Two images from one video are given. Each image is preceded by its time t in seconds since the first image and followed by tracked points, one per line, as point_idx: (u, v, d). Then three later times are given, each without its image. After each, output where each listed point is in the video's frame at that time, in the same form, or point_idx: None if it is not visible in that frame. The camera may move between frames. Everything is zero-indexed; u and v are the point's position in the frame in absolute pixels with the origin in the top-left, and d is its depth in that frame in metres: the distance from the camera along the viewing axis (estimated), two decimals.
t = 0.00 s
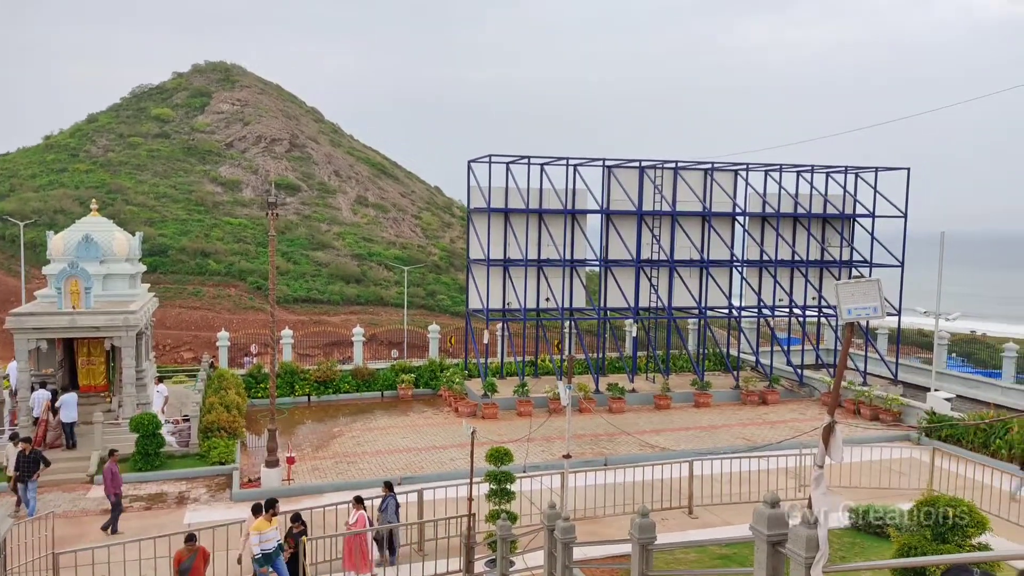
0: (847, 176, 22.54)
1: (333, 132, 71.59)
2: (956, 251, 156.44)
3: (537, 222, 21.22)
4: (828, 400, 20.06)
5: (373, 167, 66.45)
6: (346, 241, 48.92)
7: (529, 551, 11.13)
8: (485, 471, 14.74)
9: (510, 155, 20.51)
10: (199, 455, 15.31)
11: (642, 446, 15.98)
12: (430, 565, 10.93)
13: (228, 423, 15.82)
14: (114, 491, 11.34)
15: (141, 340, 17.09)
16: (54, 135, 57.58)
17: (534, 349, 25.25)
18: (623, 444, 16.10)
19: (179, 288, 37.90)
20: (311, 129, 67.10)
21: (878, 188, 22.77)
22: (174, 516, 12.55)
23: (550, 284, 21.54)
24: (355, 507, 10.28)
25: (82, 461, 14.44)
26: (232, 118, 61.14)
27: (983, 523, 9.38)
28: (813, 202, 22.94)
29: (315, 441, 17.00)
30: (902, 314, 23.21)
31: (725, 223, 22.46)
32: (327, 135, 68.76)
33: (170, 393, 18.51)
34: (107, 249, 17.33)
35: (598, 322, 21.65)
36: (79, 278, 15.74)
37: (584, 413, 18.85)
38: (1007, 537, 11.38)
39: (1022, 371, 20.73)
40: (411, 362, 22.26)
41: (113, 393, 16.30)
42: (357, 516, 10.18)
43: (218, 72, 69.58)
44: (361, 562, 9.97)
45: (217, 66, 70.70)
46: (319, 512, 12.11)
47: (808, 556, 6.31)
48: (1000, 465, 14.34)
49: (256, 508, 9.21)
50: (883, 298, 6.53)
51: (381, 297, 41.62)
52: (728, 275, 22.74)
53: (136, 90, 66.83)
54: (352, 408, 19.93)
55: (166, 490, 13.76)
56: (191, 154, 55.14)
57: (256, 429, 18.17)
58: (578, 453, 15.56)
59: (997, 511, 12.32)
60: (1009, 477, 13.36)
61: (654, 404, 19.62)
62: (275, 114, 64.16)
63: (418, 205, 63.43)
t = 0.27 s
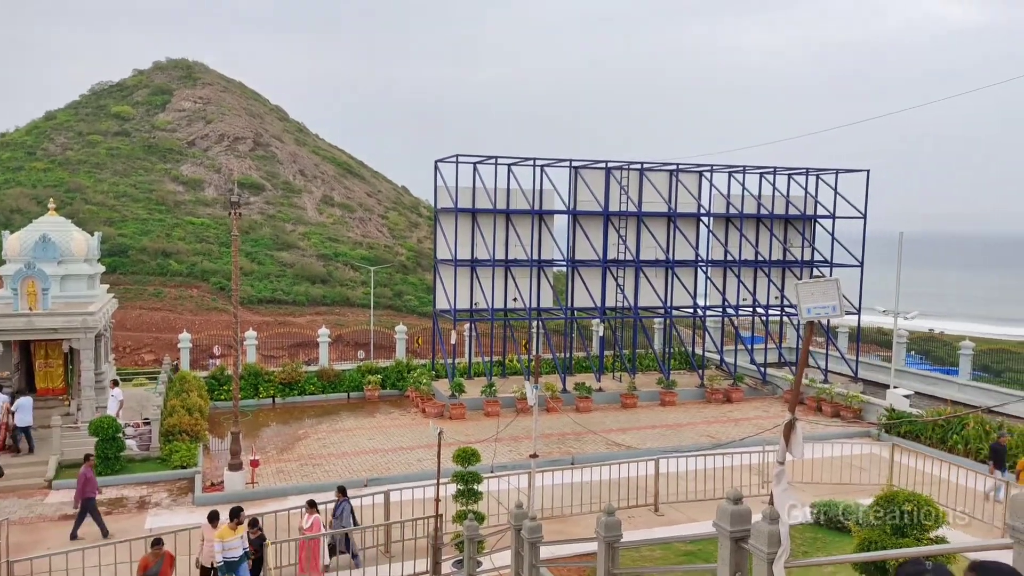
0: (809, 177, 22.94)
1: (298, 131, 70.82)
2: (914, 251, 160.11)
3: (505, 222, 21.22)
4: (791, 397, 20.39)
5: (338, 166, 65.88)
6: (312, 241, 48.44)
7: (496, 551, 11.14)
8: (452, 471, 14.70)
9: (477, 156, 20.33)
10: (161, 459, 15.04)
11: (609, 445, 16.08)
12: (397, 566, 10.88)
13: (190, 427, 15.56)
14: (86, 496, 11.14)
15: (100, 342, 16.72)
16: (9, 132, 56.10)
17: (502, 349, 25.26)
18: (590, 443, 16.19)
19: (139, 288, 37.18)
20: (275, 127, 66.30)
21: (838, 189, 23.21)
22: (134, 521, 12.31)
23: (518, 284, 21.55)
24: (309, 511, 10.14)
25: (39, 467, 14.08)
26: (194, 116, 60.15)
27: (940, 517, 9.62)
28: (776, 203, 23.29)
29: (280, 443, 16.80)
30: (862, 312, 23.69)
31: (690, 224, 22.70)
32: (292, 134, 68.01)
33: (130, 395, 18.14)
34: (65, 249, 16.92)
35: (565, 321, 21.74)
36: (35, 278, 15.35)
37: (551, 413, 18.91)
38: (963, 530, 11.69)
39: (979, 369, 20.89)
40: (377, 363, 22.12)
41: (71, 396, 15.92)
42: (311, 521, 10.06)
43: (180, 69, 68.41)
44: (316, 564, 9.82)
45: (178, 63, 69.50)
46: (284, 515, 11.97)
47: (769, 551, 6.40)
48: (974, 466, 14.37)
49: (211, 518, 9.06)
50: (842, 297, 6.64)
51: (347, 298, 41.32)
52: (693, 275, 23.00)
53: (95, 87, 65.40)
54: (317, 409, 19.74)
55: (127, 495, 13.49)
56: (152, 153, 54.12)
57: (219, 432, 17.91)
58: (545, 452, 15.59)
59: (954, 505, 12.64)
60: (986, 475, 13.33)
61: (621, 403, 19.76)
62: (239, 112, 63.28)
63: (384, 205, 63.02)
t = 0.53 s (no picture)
0: (770, 178, 23.27)
1: (261, 132, 69.94)
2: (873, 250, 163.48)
3: (471, 224, 21.17)
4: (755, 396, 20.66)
5: (302, 168, 65.19)
6: (276, 244, 47.87)
7: (465, 554, 11.10)
8: (420, 475, 14.63)
9: (443, 157, 20.10)
10: (121, 468, 14.72)
11: (577, 445, 16.13)
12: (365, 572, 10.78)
13: (151, 434, 15.25)
14: (64, 505, 11.03)
15: (57, 349, 16.32)
16: None
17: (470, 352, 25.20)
18: (558, 444, 16.23)
19: (98, 294, 36.39)
20: (237, 129, 65.39)
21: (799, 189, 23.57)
22: (94, 532, 12.02)
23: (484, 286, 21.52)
24: (262, 520, 9.85)
25: None
26: (154, 118, 59.07)
27: (900, 511, 9.80)
28: (738, 203, 23.60)
29: (244, 450, 16.55)
30: (823, 311, 24.10)
31: (655, 224, 22.90)
32: (255, 136, 67.15)
33: (89, 403, 17.73)
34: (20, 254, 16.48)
35: (532, 323, 21.76)
36: None
37: (519, 414, 18.91)
38: (923, 524, 11.95)
39: (937, 365, 21.38)
40: (343, 367, 21.92)
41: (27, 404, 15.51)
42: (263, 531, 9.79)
43: (138, 70, 67.14)
44: None
45: (136, 64, 68.21)
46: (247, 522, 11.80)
47: (734, 549, 6.46)
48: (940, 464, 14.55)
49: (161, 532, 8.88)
50: (802, 296, 6.70)
51: (312, 301, 40.92)
52: (658, 275, 23.21)
53: (49, 88, 63.86)
54: (282, 415, 19.49)
55: (86, 506, 13.17)
56: (110, 155, 53.01)
57: (182, 439, 17.59)
58: (512, 454, 15.59)
59: (914, 499, 12.92)
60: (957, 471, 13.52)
61: (588, 404, 19.84)
62: (200, 114, 62.29)
63: (349, 207, 62.50)
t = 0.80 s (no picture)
0: (732, 183, 23.61)
1: (222, 131, 68.89)
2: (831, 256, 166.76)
3: (436, 226, 21.09)
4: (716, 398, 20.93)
5: (264, 168, 64.34)
6: (237, 245, 47.16)
7: (427, 557, 11.03)
8: (382, 479, 14.50)
9: (408, 158, 19.97)
10: (75, 472, 14.35)
11: (540, 448, 16.16)
12: None
13: (106, 438, 14.88)
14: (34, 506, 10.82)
15: (9, 350, 15.85)
16: None
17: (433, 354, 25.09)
18: (522, 446, 16.24)
19: (52, 294, 35.46)
20: (199, 127, 64.31)
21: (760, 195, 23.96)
22: (44, 538, 11.68)
23: (449, 288, 21.44)
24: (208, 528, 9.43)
25: None
26: (112, 115, 57.81)
27: (856, 512, 9.99)
28: (701, 208, 23.87)
29: (202, 454, 16.26)
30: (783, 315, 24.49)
31: (619, 228, 23.06)
32: (216, 134, 66.11)
33: (42, 406, 17.25)
34: None
35: (497, 325, 21.74)
36: None
37: (483, 417, 18.87)
38: (877, 524, 12.21)
39: (892, 368, 21.86)
40: (305, 369, 21.66)
41: None
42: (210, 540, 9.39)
43: (96, 67, 65.69)
44: None
45: (94, 60, 66.72)
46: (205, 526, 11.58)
47: (693, 550, 6.53)
48: (907, 468, 14.70)
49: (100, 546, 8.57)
50: (761, 300, 6.85)
51: (274, 303, 40.42)
52: (622, 278, 23.39)
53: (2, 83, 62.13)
54: (241, 418, 19.18)
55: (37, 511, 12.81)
56: (66, 152, 51.73)
57: (138, 443, 17.21)
58: (475, 457, 15.55)
59: (869, 500, 13.19)
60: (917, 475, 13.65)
61: (552, 406, 19.89)
62: (160, 112, 61.14)
63: (313, 207, 61.84)
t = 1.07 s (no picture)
0: (689, 189, 23.93)
1: (175, 133, 67.51)
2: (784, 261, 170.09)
3: (395, 230, 20.97)
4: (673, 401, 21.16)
5: (219, 171, 63.22)
6: (191, 249, 46.24)
7: (385, 564, 10.93)
8: (339, 486, 14.33)
9: (365, 162, 19.83)
10: (20, 483, 13.88)
11: (499, 452, 16.13)
12: None
13: (53, 447, 14.42)
14: None
15: None
16: None
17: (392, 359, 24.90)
18: (481, 451, 16.19)
19: None
20: (151, 129, 62.91)
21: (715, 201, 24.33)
22: None
23: (408, 293, 21.30)
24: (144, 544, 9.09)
25: None
26: (60, 116, 56.23)
27: (808, 512, 10.18)
28: (658, 213, 24.14)
29: (154, 463, 15.86)
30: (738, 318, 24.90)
31: (578, 233, 23.20)
32: (169, 137, 64.76)
33: None
34: None
35: (456, 330, 21.67)
36: None
37: (442, 422, 18.77)
38: (829, 523, 12.46)
39: (843, 370, 22.38)
40: (260, 375, 21.32)
41: None
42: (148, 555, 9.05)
43: (43, 66, 63.84)
44: None
45: (41, 60, 64.83)
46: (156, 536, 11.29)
47: (650, 552, 6.58)
48: (857, 468, 15.00)
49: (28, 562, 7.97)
50: (715, 305, 6.86)
51: (228, 308, 39.71)
52: (581, 282, 23.53)
53: None
54: (194, 426, 18.77)
55: None
56: (11, 154, 50.13)
57: (87, 453, 16.72)
58: (434, 462, 15.45)
59: (822, 499, 13.46)
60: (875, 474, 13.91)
61: (512, 411, 19.88)
62: (110, 113, 59.67)
63: (269, 211, 60.95)
